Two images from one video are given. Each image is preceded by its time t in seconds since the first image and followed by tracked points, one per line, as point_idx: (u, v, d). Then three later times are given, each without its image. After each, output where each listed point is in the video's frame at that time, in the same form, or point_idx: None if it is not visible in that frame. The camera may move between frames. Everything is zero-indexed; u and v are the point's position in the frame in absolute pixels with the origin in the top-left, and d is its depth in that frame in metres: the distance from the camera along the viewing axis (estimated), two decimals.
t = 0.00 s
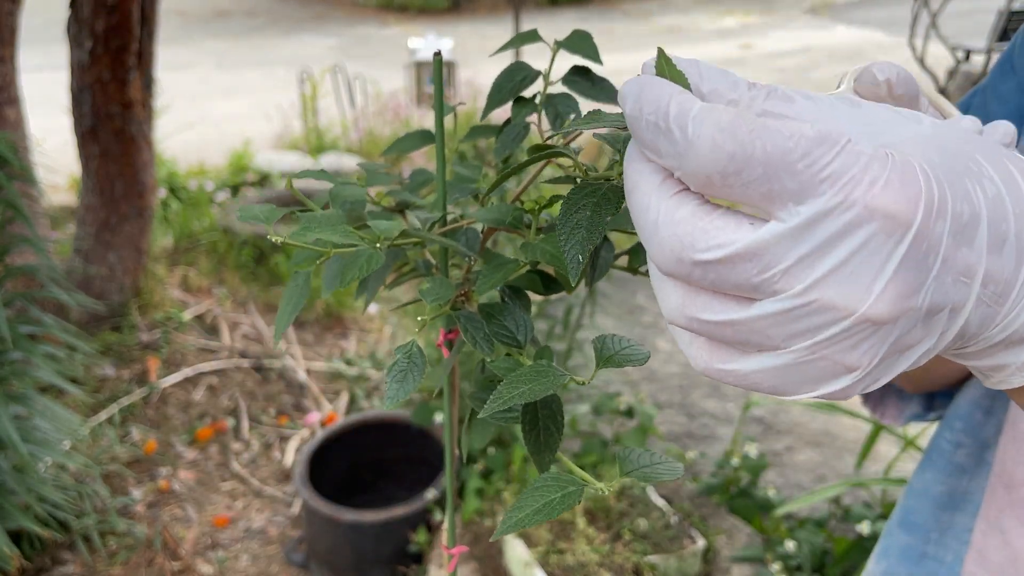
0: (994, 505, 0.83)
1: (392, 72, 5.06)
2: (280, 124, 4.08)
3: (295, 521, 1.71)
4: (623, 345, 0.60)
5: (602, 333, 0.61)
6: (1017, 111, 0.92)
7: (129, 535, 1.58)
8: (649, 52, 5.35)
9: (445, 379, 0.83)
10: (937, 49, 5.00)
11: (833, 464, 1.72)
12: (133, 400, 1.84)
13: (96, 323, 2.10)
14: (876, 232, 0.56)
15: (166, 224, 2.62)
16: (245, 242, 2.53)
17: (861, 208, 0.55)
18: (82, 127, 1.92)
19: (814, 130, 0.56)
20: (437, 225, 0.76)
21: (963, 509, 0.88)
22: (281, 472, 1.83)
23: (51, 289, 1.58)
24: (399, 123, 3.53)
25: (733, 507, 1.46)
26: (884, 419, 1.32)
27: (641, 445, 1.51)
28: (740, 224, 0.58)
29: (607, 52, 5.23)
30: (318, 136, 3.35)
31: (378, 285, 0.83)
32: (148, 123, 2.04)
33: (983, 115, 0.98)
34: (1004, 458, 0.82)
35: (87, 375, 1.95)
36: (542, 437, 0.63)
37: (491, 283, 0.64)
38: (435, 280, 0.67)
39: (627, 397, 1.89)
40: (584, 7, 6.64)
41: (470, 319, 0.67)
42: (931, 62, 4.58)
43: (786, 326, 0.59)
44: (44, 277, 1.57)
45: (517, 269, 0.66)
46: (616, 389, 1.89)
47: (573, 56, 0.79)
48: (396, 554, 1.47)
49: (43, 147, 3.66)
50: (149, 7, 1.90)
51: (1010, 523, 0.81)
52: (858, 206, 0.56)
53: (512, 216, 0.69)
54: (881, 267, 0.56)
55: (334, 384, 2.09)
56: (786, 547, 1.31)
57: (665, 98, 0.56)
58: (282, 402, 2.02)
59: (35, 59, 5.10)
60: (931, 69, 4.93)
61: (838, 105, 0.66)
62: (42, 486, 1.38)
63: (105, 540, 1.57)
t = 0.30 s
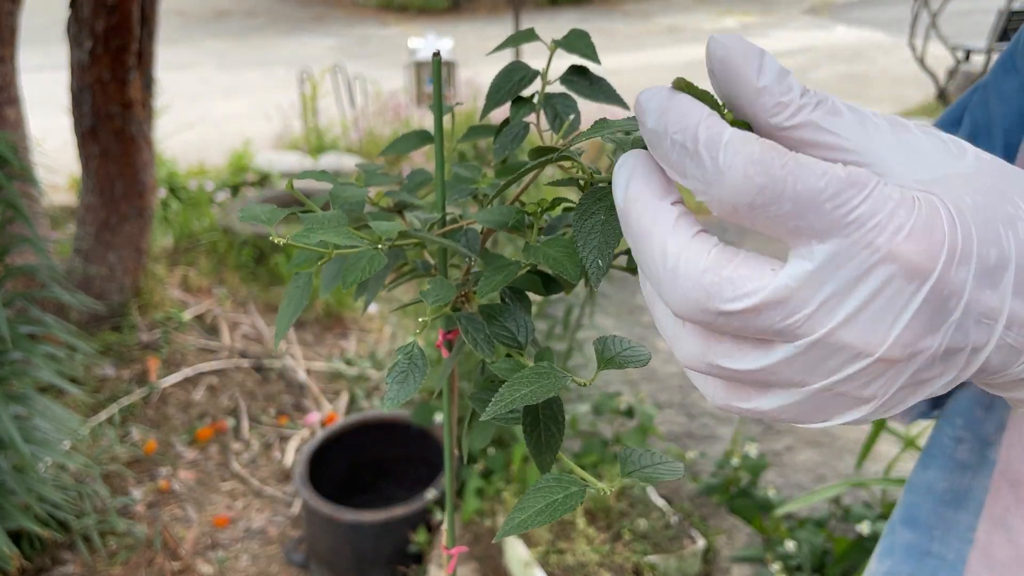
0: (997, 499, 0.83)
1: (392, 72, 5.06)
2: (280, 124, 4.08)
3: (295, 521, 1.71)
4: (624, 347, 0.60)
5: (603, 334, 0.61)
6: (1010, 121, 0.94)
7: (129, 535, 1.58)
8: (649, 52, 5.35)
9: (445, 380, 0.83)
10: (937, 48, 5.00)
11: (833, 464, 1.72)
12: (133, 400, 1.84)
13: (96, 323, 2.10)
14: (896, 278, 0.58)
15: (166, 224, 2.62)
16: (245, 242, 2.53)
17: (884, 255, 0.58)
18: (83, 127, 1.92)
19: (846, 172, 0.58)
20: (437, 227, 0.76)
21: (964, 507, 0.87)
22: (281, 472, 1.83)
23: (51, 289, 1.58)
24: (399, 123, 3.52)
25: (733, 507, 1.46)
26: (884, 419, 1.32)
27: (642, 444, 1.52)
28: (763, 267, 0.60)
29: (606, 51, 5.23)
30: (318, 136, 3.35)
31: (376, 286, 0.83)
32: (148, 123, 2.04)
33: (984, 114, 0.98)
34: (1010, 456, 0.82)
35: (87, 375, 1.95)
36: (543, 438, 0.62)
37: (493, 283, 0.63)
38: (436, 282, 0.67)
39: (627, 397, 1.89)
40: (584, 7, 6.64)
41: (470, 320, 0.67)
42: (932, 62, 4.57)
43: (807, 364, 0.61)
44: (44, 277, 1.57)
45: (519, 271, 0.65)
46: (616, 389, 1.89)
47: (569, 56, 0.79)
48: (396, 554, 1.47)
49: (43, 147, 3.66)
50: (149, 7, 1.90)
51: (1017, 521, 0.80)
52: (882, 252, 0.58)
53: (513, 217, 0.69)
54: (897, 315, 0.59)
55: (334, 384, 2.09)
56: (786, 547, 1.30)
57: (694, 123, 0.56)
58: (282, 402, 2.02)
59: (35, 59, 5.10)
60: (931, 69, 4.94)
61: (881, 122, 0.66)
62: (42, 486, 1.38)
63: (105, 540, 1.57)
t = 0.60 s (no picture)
0: (992, 501, 0.85)
1: (392, 72, 5.06)
2: (280, 124, 4.08)
3: (295, 521, 1.71)
4: (613, 344, 0.60)
5: (595, 331, 0.61)
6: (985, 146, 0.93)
7: (129, 535, 1.58)
8: (649, 52, 5.35)
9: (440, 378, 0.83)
10: (937, 48, 5.00)
11: (833, 463, 1.72)
12: (132, 400, 1.84)
13: (96, 323, 2.10)
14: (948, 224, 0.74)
15: (166, 224, 2.62)
16: (245, 242, 2.53)
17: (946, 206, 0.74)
18: (83, 127, 1.92)
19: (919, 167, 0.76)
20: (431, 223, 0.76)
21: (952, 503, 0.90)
22: (281, 472, 1.83)
23: (51, 289, 1.57)
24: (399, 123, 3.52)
25: (733, 507, 1.46)
26: (884, 419, 1.32)
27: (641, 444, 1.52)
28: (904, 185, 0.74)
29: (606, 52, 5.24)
30: (318, 136, 3.35)
31: (372, 283, 0.83)
32: (148, 123, 2.04)
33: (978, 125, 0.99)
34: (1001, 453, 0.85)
35: (87, 375, 1.95)
36: (534, 435, 0.62)
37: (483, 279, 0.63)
38: (427, 279, 0.67)
39: (627, 397, 1.89)
40: (584, 7, 6.64)
41: (462, 317, 0.68)
42: (931, 62, 4.57)
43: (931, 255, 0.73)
44: (44, 277, 1.57)
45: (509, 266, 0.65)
46: (616, 389, 1.89)
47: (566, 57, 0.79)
48: (395, 553, 1.47)
49: (43, 147, 3.66)
50: (149, 7, 1.90)
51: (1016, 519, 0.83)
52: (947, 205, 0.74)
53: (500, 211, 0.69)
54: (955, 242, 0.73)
55: (334, 384, 2.09)
56: (786, 547, 1.30)
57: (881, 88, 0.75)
58: (282, 402, 2.02)
59: (35, 59, 5.10)
60: (931, 68, 4.95)
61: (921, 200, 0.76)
62: (42, 486, 1.38)
63: (105, 540, 1.56)
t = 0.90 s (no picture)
0: (956, 487, 0.88)
1: (392, 72, 5.06)
2: (280, 124, 4.08)
3: (295, 521, 1.71)
4: (608, 336, 0.60)
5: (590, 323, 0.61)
6: (976, 151, 0.94)
7: (129, 535, 1.58)
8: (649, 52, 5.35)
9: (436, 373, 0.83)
10: (937, 49, 5.00)
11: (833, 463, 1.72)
12: (132, 400, 1.84)
13: (96, 323, 2.10)
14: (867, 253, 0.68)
15: (166, 224, 2.61)
16: (246, 241, 2.54)
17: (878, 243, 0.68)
18: (82, 127, 1.92)
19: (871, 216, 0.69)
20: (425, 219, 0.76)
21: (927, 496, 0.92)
22: (281, 472, 1.83)
23: (51, 289, 1.57)
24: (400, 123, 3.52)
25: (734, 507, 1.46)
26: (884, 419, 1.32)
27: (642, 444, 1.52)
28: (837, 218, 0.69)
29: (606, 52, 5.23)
30: (318, 136, 3.35)
31: (367, 279, 0.83)
32: (147, 123, 2.04)
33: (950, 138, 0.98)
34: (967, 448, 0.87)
35: (87, 375, 1.95)
36: (529, 427, 0.62)
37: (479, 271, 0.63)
38: (423, 273, 0.67)
39: (627, 397, 1.89)
40: (584, 7, 6.64)
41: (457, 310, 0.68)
42: (932, 62, 4.57)
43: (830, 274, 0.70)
44: (44, 277, 1.57)
45: (503, 259, 0.65)
46: (616, 389, 1.89)
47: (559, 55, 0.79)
48: (395, 553, 1.47)
49: (43, 147, 3.66)
50: (149, 7, 1.90)
51: (984, 494, 0.86)
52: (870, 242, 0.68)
53: (495, 205, 0.69)
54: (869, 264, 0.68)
55: (334, 384, 2.09)
56: (786, 547, 1.30)
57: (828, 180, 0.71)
58: (282, 402, 2.02)
59: (36, 59, 5.10)
60: (931, 68, 4.95)
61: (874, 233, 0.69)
62: (42, 486, 1.38)
63: (105, 540, 1.56)
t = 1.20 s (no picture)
0: (948, 479, 0.89)
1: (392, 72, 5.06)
2: (280, 124, 4.08)
3: (295, 521, 1.71)
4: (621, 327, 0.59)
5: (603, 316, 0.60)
6: (971, 151, 0.94)
7: (129, 535, 1.58)
8: (649, 52, 5.35)
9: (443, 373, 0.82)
10: (937, 49, 5.00)
11: (832, 464, 1.72)
12: (132, 400, 1.84)
13: (96, 323, 2.10)
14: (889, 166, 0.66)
15: (166, 224, 2.61)
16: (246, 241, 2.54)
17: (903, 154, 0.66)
18: (82, 127, 1.92)
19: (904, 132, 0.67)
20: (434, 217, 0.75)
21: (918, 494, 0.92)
22: (281, 472, 1.83)
23: (51, 289, 1.57)
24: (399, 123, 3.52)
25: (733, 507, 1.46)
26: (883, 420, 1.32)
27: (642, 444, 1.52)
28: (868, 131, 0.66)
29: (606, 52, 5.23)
30: (318, 136, 3.35)
31: (376, 278, 0.82)
32: (147, 123, 2.04)
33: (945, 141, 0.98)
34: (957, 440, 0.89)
35: (87, 375, 1.95)
36: (542, 422, 0.62)
37: (491, 270, 0.62)
38: (436, 270, 0.67)
39: (627, 397, 1.89)
40: (583, 7, 6.64)
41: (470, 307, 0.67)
42: (932, 63, 4.57)
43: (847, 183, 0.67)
44: (44, 278, 1.57)
45: (515, 257, 0.65)
46: (616, 389, 1.89)
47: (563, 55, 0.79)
48: (396, 553, 1.47)
49: (43, 147, 3.66)
50: (149, 7, 1.90)
51: (975, 486, 0.86)
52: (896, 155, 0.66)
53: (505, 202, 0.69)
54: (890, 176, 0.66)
55: (334, 384, 2.09)
56: (786, 547, 1.30)
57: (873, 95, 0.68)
58: (282, 402, 2.02)
59: (35, 59, 5.10)
60: (931, 69, 4.95)
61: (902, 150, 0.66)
62: (42, 486, 1.38)
63: (105, 540, 1.56)
